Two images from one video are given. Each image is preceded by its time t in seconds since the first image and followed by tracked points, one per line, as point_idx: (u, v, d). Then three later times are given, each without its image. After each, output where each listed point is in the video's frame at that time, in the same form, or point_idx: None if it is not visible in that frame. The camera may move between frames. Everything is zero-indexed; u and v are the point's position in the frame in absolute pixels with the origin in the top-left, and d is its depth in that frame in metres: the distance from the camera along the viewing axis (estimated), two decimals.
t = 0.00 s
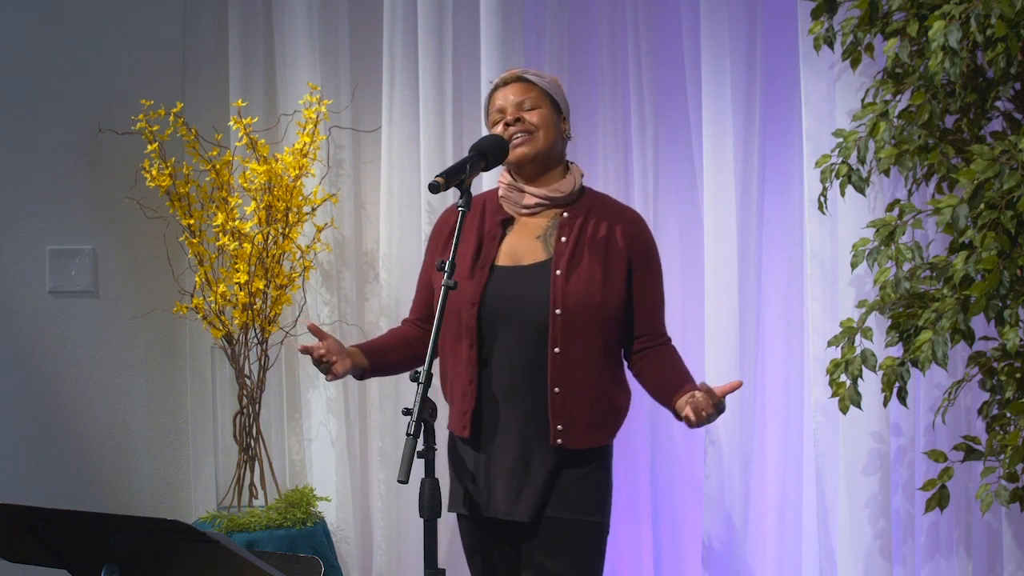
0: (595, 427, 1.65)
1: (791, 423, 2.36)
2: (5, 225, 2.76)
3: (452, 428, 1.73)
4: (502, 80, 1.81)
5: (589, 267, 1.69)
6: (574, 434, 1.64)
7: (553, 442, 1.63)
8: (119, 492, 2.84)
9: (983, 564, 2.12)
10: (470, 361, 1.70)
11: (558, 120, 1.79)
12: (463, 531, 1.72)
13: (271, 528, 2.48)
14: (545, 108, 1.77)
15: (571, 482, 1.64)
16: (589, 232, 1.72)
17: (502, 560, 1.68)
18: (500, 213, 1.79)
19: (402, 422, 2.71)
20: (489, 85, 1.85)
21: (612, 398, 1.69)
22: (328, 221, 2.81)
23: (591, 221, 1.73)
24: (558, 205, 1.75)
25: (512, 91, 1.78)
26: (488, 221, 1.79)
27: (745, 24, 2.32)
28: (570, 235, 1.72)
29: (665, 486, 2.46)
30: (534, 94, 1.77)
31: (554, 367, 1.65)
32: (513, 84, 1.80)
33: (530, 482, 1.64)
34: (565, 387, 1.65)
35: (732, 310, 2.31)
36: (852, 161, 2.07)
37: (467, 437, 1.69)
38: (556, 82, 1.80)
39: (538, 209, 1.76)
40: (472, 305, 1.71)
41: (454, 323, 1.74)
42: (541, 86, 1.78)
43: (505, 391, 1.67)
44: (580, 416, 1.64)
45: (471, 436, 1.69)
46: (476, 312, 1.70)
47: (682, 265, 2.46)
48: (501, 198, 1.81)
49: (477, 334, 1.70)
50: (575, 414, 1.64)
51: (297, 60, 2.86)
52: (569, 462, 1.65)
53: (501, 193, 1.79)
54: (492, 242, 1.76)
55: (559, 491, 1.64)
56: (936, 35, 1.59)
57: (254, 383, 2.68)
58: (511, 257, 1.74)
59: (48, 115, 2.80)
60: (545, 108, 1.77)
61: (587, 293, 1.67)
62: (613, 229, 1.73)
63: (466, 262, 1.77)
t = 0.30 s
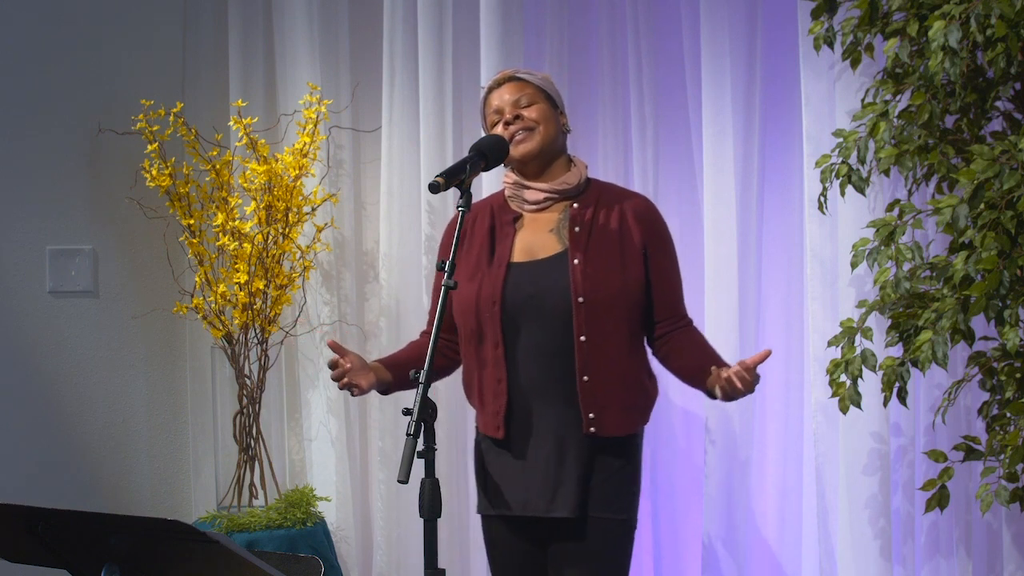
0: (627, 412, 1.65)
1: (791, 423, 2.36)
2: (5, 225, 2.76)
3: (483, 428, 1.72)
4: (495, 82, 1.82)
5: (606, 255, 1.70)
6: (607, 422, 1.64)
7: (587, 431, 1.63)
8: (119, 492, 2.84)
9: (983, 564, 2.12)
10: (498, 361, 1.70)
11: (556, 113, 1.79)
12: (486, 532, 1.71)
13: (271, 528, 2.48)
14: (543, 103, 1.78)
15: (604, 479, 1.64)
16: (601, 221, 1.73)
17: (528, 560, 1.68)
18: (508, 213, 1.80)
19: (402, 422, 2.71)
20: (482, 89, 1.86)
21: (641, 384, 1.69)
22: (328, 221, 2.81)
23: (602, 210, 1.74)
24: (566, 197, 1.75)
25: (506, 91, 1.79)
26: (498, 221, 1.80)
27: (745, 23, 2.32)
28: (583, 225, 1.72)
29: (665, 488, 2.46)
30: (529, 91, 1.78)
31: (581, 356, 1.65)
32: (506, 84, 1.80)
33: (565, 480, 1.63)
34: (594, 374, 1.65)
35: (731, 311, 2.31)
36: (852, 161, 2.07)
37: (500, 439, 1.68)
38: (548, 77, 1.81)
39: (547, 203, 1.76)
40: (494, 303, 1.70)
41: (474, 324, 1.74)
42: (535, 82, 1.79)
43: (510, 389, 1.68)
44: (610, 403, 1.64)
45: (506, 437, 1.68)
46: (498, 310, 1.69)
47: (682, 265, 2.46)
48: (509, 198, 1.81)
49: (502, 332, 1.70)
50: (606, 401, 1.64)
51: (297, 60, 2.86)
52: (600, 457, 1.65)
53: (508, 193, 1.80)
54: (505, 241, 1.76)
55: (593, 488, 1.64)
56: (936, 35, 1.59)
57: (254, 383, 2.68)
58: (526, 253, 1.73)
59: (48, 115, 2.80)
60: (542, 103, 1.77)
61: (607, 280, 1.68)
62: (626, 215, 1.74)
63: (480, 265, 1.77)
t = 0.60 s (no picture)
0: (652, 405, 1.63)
1: (791, 422, 2.36)
2: (4, 225, 2.76)
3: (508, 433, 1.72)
4: (499, 89, 1.85)
5: (617, 247, 1.68)
6: (631, 416, 1.61)
7: (612, 428, 1.61)
8: (119, 492, 2.84)
9: (983, 564, 2.12)
10: (516, 365, 1.70)
11: (560, 111, 1.80)
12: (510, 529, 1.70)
13: (271, 528, 2.48)
14: (545, 102, 1.79)
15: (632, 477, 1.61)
16: (611, 214, 1.71)
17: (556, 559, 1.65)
18: (522, 216, 1.80)
19: (402, 422, 2.71)
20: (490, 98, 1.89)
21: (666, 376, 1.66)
22: (328, 220, 2.80)
23: (609, 203, 1.72)
24: (575, 192, 1.75)
25: (509, 95, 1.81)
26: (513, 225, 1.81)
27: (745, 23, 2.32)
28: (593, 219, 1.71)
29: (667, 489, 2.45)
30: (531, 92, 1.80)
31: (598, 352, 1.63)
32: (510, 89, 1.83)
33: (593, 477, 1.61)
34: (612, 370, 1.63)
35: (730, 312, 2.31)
36: (852, 161, 2.07)
37: (522, 444, 1.68)
38: (551, 78, 1.82)
39: (557, 200, 1.75)
40: (508, 309, 1.70)
41: (493, 328, 1.74)
42: (537, 83, 1.80)
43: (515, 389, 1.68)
44: (633, 397, 1.62)
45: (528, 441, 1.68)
46: (512, 315, 1.70)
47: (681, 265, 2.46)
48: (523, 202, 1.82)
49: (519, 337, 1.70)
50: (629, 396, 1.62)
51: (297, 60, 2.86)
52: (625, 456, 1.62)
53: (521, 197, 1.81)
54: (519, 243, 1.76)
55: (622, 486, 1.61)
56: (936, 35, 1.59)
57: (254, 383, 2.68)
58: (540, 254, 1.73)
59: (48, 115, 2.80)
60: (544, 102, 1.79)
61: (618, 273, 1.66)
62: (636, 206, 1.71)
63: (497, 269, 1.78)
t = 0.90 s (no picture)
0: (649, 414, 1.55)
1: (791, 423, 2.36)
2: (4, 225, 2.76)
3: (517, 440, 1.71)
4: (512, 94, 1.81)
5: (612, 253, 1.62)
6: (624, 426, 1.54)
7: (606, 438, 1.55)
8: (119, 492, 2.84)
9: (983, 564, 2.12)
10: (517, 378, 1.67)
11: (569, 116, 1.75)
12: (518, 536, 1.67)
13: (271, 528, 2.48)
14: (552, 107, 1.73)
15: (641, 483, 1.55)
16: (609, 218, 1.65)
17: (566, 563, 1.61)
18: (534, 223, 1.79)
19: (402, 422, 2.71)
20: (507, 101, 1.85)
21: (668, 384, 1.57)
22: (328, 221, 2.81)
23: (608, 209, 1.67)
24: (579, 198, 1.71)
25: (518, 100, 1.77)
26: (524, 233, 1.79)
27: (745, 22, 2.32)
28: (592, 226, 1.66)
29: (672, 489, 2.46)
30: (539, 97, 1.75)
31: (589, 362, 1.58)
32: (521, 94, 1.78)
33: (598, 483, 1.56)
34: (604, 380, 1.57)
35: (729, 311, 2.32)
36: (851, 161, 2.07)
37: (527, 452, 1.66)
38: (563, 81, 1.76)
39: (562, 207, 1.72)
40: (508, 322, 1.68)
41: (498, 339, 1.73)
42: (545, 87, 1.75)
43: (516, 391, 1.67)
44: (626, 406, 1.55)
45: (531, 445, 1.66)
46: (512, 329, 1.68)
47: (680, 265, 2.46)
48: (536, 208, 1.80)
49: (519, 352, 1.68)
50: (623, 405, 1.55)
51: (297, 59, 2.86)
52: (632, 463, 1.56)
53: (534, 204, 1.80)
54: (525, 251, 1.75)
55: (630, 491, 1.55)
56: (936, 35, 1.59)
57: (254, 383, 2.68)
58: (542, 262, 1.71)
59: (48, 115, 2.80)
60: (551, 107, 1.73)
61: (611, 279, 1.60)
62: (635, 207, 1.64)
63: (506, 276, 1.77)
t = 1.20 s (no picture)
0: (618, 414, 1.54)
1: (791, 423, 2.36)
2: (4, 225, 2.76)
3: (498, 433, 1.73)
4: (520, 88, 1.81)
5: (593, 250, 1.61)
6: (593, 425, 1.54)
7: (574, 435, 1.55)
8: (119, 492, 2.84)
9: (983, 564, 2.12)
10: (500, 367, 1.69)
11: (572, 111, 1.74)
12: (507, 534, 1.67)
13: (271, 528, 2.48)
14: (554, 102, 1.73)
15: (622, 482, 1.54)
16: (599, 215, 1.64)
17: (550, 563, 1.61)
18: (535, 218, 1.79)
19: (401, 422, 2.71)
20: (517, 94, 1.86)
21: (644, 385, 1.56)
22: (328, 220, 2.81)
23: (599, 206, 1.65)
24: (575, 195, 1.71)
25: (523, 95, 1.77)
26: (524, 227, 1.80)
27: (745, 22, 2.32)
28: (583, 223, 1.65)
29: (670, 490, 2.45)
30: (542, 92, 1.75)
31: (561, 358, 1.58)
32: (527, 88, 1.79)
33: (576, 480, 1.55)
34: (575, 378, 1.57)
35: (730, 312, 2.32)
36: (852, 161, 2.07)
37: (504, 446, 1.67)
38: (568, 75, 1.75)
39: (560, 203, 1.72)
40: (494, 313, 1.69)
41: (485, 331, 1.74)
42: (549, 82, 1.75)
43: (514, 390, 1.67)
44: (595, 405, 1.55)
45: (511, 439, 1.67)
46: (498, 318, 1.69)
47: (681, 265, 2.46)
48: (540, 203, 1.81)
49: (504, 343, 1.69)
50: (591, 403, 1.55)
51: (297, 60, 2.86)
52: (614, 461, 1.55)
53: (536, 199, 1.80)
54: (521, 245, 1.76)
55: (609, 490, 1.54)
56: (936, 35, 1.58)
57: (254, 383, 2.68)
58: (535, 256, 1.72)
59: (47, 115, 2.80)
60: (552, 103, 1.73)
61: (590, 277, 1.59)
62: (624, 206, 1.62)
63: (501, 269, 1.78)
